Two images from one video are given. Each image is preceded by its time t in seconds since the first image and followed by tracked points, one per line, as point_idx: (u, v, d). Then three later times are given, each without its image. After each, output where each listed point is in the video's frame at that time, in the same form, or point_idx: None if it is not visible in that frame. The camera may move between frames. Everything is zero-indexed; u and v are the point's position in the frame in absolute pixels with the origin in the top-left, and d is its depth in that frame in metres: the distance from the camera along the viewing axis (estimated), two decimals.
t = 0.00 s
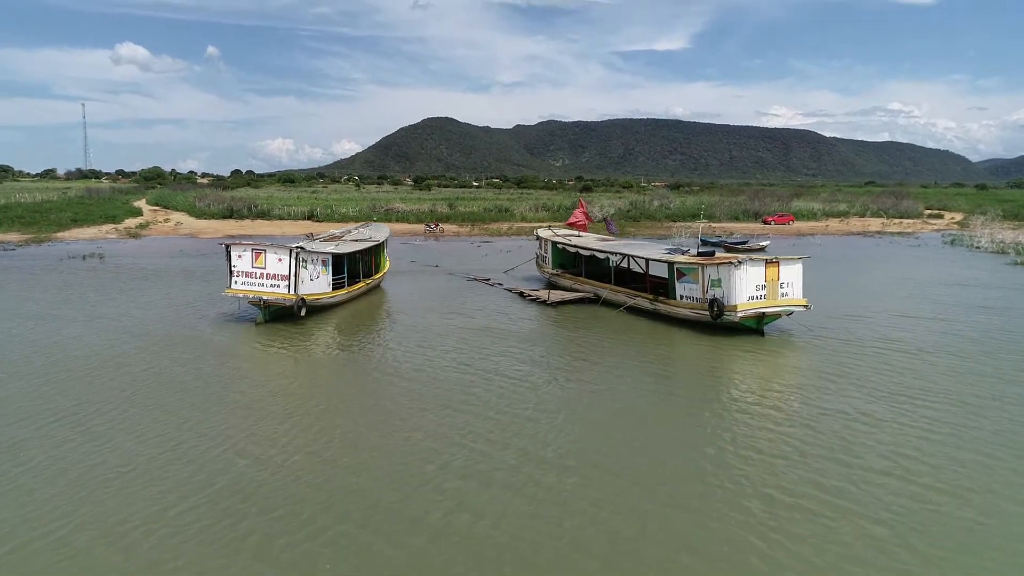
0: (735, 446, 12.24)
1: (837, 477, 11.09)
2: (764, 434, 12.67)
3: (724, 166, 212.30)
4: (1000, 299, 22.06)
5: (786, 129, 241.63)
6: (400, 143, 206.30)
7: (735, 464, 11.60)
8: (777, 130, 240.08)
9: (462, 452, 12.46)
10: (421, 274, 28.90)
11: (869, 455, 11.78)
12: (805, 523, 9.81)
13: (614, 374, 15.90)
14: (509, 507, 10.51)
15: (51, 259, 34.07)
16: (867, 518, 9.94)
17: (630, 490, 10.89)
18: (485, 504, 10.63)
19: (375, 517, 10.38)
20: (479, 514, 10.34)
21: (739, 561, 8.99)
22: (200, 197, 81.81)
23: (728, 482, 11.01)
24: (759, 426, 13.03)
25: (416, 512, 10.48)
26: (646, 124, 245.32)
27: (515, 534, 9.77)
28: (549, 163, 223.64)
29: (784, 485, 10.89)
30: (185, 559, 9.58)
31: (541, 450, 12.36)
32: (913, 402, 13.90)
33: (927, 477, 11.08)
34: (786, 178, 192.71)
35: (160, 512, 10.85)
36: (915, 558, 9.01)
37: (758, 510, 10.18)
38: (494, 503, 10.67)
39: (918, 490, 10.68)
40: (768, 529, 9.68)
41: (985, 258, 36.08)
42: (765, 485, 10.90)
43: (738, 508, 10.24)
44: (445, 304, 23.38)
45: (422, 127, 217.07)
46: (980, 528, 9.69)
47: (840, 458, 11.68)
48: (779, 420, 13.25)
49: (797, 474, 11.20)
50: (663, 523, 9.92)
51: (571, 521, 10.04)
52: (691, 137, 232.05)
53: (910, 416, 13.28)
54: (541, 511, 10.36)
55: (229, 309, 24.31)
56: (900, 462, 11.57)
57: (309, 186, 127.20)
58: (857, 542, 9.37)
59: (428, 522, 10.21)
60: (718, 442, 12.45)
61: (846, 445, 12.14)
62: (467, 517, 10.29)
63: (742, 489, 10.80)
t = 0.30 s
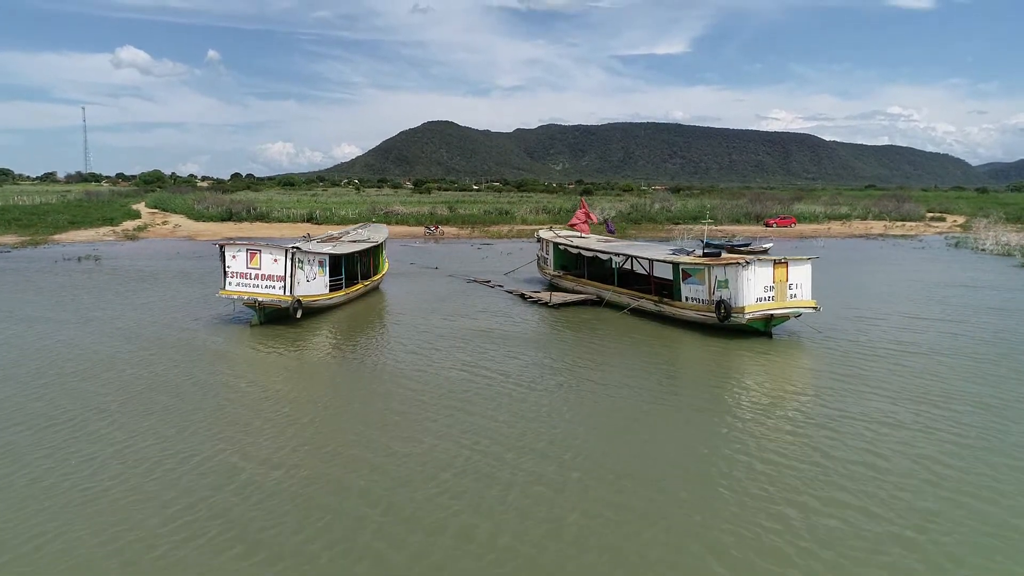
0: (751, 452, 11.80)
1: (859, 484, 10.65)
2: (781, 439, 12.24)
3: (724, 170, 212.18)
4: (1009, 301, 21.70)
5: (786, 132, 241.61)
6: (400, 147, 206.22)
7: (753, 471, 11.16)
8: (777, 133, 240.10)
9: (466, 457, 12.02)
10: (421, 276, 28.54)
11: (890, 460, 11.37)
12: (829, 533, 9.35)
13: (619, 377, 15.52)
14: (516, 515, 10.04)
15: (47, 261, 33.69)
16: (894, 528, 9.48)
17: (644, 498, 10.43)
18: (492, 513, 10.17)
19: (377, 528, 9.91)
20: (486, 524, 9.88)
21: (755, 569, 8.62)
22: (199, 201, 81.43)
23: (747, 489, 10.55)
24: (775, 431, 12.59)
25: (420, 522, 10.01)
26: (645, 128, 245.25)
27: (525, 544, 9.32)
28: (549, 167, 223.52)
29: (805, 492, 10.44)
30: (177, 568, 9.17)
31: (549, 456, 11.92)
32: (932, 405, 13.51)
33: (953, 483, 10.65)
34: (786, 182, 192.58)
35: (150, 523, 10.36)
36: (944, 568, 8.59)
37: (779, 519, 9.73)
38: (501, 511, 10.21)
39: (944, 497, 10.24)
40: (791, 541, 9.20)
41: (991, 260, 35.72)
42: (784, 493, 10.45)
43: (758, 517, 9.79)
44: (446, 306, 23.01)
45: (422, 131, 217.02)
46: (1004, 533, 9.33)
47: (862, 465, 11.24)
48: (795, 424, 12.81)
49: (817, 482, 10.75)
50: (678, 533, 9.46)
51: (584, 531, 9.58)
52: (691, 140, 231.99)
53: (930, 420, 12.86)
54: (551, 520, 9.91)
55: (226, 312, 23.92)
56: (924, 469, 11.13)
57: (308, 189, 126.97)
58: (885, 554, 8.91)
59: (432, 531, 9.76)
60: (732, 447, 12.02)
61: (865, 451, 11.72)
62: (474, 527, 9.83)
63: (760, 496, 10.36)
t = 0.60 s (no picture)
0: (765, 456, 11.39)
1: (878, 490, 10.25)
2: (795, 444, 11.84)
3: (725, 173, 212.10)
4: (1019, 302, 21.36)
5: (787, 136, 241.53)
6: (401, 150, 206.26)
7: (767, 476, 10.75)
8: (777, 137, 240.09)
9: (468, 462, 11.62)
10: (421, 278, 28.19)
11: (909, 466, 10.96)
12: (846, 541, 8.97)
13: (623, 380, 15.19)
14: (522, 523, 9.62)
15: (43, 263, 33.37)
16: (914, 536, 9.09)
17: (652, 502, 10.07)
18: (497, 520, 9.76)
19: (377, 536, 9.49)
20: (491, 532, 9.47)
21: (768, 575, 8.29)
22: (198, 203, 81.13)
23: (759, 495, 10.17)
24: (788, 435, 12.19)
25: (420, 528, 9.66)
26: (646, 132, 245.16)
27: (532, 553, 8.90)
28: (550, 170, 223.39)
29: (823, 499, 10.03)
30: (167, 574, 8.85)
31: (555, 461, 11.51)
32: (949, 408, 13.11)
33: (976, 489, 10.24)
34: (786, 185, 192.53)
35: (141, 532, 9.92)
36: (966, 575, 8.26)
37: (798, 527, 9.31)
38: (506, 518, 9.79)
39: (962, 502, 9.90)
40: (811, 549, 8.80)
41: (996, 262, 35.35)
42: (801, 499, 10.04)
43: (775, 524, 9.38)
44: (445, 308, 22.66)
45: (423, 134, 217.08)
46: None
47: (880, 470, 10.84)
48: (808, 428, 12.41)
49: (835, 488, 10.35)
50: (691, 542, 9.06)
51: (593, 539, 9.17)
52: (692, 144, 231.92)
53: (948, 424, 12.46)
54: (557, 524, 9.56)
55: (222, 313, 23.58)
56: (944, 475, 10.72)
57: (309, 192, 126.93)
58: (906, 561, 8.55)
59: (435, 540, 9.34)
60: (745, 452, 11.61)
61: (882, 456, 11.31)
62: (478, 535, 9.42)
63: (777, 502, 9.95)
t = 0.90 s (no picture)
0: (777, 461, 11.06)
1: (899, 499, 9.83)
2: (810, 450, 11.42)
3: (725, 176, 211.90)
4: None
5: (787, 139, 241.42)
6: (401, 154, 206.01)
7: (783, 485, 10.33)
8: (776, 140, 239.99)
9: (472, 470, 11.18)
10: (420, 280, 27.84)
11: (930, 472, 10.58)
12: (865, 550, 8.62)
13: (627, 382, 14.84)
14: (527, 531, 9.28)
15: (37, 265, 32.95)
16: (936, 544, 8.75)
17: (662, 510, 9.73)
18: (503, 531, 9.33)
19: (377, 549, 9.05)
20: (497, 544, 9.04)
21: None
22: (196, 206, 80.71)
23: (772, 502, 9.83)
24: (802, 441, 11.77)
25: (422, 535, 9.31)
26: (645, 135, 244.97)
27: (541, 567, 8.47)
28: (550, 173, 223.13)
29: (843, 509, 9.61)
30: None
31: (562, 468, 11.09)
32: (965, 411, 12.77)
33: (1002, 497, 9.84)
34: (786, 188, 192.38)
35: (132, 539, 9.56)
36: None
37: (818, 539, 8.90)
38: (512, 530, 9.36)
39: (983, 508, 9.57)
40: (833, 563, 8.38)
41: (1001, 264, 35.05)
42: (820, 508, 9.64)
43: (794, 536, 8.95)
44: (445, 310, 22.30)
45: (423, 138, 217.03)
46: None
47: (900, 478, 10.42)
48: (823, 433, 12.00)
49: (855, 498, 9.92)
50: (707, 553, 8.66)
51: (604, 552, 8.74)
52: (692, 147, 231.76)
53: (965, 427, 12.11)
54: (564, 532, 9.23)
55: (218, 315, 23.19)
56: (962, 479, 10.40)
57: (309, 195, 126.57)
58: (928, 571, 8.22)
59: (438, 552, 8.90)
60: (759, 459, 11.19)
61: (902, 463, 10.91)
62: (483, 547, 8.98)
63: (795, 513, 9.52)
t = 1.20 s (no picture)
0: (788, 463, 10.69)
1: (917, 503, 9.46)
2: (827, 454, 10.99)
3: (725, 180, 211.74)
4: None
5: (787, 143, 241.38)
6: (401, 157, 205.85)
7: (800, 489, 9.92)
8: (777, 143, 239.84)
9: (473, 474, 10.74)
10: (419, 281, 27.46)
11: (948, 476, 10.21)
12: (885, 557, 8.25)
13: (632, 384, 14.46)
14: (532, 535, 8.91)
15: (31, 266, 32.54)
16: (958, 550, 8.39)
17: (670, 514, 9.37)
18: (507, 538, 8.88)
19: (375, 556, 8.60)
20: (501, 549, 8.66)
21: None
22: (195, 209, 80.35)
23: (786, 506, 9.46)
24: (818, 445, 11.34)
25: (421, 540, 8.93)
26: (645, 139, 244.83)
27: (547, 575, 8.02)
28: (550, 177, 222.87)
29: (864, 515, 9.19)
30: None
31: (567, 473, 10.67)
32: (981, 413, 12.41)
33: None
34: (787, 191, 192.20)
35: (120, 543, 9.17)
36: None
37: (838, 548, 8.48)
38: (516, 537, 8.90)
39: (1005, 513, 9.22)
40: (851, 570, 8.01)
41: (1007, 266, 34.70)
42: (835, 512, 9.28)
43: (815, 544, 8.52)
44: (445, 311, 21.93)
45: (423, 142, 216.95)
46: None
47: (920, 482, 10.04)
48: (839, 437, 11.56)
49: (876, 505, 9.48)
50: (720, 559, 8.28)
51: (612, 557, 8.38)
52: (692, 150, 231.73)
53: (981, 430, 11.75)
54: (569, 536, 8.86)
55: (213, 317, 22.79)
56: (982, 483, 10.04)
57: (309, 198, 126.37)
58: None
59: (438, 559, 8.44)
60: (773, 462, 10.79)
61: (923, 467, 10.49)
62: (486, 552, 8.61)
63: (815, 518, 9.10)
